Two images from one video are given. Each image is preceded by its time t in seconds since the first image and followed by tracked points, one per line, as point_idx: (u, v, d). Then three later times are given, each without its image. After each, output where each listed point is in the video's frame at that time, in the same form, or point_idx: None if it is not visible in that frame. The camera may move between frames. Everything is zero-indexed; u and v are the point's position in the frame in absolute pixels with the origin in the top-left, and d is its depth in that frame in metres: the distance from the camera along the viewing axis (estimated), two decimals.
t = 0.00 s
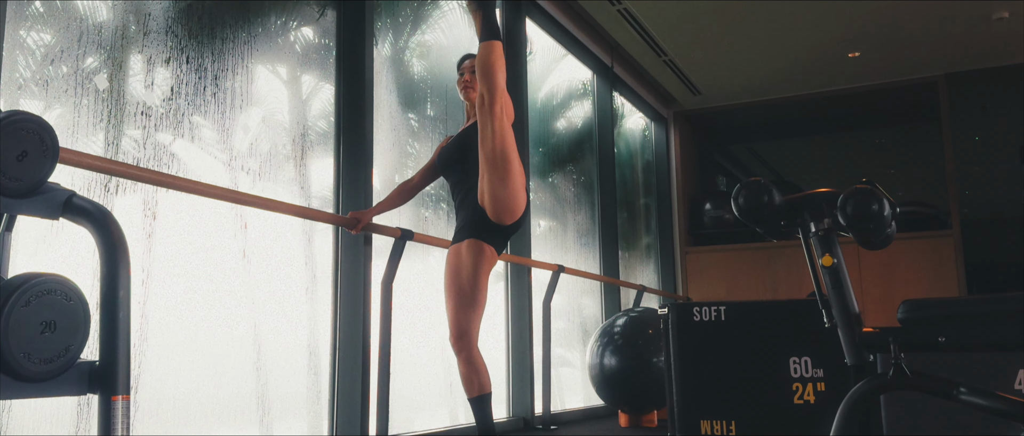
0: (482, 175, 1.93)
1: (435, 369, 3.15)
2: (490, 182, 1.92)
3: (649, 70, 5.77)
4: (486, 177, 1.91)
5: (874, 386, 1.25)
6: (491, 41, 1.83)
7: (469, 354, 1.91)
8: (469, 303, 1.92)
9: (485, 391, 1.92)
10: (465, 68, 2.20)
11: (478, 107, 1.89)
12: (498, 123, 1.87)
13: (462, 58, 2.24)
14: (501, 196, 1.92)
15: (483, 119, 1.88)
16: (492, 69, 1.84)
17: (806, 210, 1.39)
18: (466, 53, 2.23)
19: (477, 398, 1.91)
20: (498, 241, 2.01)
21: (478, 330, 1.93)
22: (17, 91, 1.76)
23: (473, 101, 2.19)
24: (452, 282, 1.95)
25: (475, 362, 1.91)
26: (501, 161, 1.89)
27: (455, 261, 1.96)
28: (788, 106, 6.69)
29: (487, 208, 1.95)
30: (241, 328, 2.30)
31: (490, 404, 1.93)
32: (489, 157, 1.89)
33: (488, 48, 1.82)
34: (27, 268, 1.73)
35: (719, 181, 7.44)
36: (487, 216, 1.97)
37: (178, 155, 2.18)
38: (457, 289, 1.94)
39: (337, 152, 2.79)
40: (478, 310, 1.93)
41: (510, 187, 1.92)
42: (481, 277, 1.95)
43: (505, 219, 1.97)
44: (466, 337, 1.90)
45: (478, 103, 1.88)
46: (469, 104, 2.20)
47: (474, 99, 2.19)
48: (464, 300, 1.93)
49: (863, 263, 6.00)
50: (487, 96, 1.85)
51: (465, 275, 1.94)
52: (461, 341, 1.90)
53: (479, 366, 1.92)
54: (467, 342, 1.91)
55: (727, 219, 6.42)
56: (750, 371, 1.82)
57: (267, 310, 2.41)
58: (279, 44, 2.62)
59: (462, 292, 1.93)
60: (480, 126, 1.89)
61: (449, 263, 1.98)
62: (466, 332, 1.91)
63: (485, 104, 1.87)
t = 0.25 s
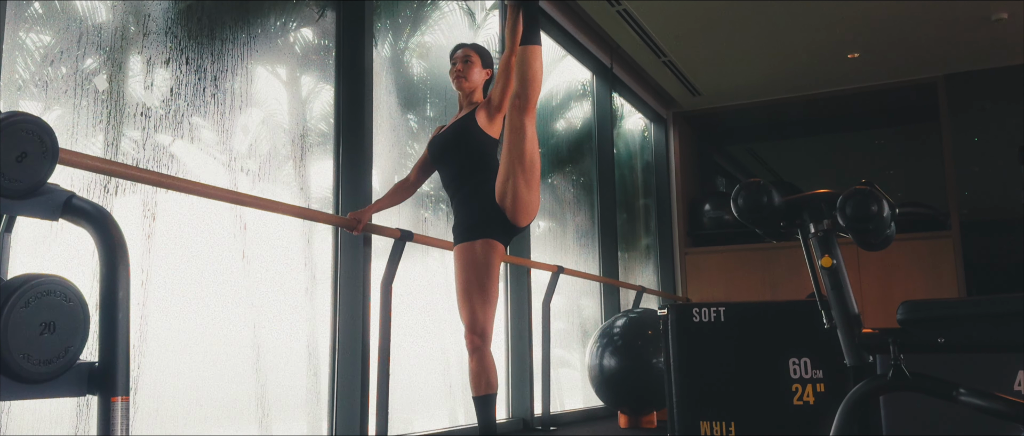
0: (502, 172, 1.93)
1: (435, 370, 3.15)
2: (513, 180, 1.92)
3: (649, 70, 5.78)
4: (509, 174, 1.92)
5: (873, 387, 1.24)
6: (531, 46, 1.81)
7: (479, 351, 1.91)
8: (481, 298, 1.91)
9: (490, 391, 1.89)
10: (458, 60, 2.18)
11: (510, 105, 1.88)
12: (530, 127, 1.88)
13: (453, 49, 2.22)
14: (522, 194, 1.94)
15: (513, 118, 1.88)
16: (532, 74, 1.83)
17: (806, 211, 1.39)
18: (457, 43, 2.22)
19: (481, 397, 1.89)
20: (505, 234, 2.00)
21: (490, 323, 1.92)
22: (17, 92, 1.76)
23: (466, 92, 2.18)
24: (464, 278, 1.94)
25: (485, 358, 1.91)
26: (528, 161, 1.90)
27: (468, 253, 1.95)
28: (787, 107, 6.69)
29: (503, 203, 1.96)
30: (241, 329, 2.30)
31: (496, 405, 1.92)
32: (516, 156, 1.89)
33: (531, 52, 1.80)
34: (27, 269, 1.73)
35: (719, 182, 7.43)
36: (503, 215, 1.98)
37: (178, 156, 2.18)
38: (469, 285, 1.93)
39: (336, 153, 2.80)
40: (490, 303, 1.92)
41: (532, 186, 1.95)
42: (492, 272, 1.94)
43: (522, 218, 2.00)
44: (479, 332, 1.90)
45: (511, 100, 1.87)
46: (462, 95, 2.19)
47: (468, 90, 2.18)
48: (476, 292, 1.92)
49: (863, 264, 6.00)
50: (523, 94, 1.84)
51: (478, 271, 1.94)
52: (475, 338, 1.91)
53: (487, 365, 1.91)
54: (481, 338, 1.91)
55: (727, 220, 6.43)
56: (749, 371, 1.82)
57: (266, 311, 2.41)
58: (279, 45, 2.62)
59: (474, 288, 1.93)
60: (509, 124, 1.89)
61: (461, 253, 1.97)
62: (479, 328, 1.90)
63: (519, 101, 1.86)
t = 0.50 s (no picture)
0: (513, 174, 1.96)
1: (435, 371, 3.15)
2: (524, 183, 1.96)
3: (649, 71, 5.78)
4: (521, 177, 1.95)
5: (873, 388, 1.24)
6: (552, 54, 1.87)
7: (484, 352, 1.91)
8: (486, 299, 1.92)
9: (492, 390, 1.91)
10: (452, 54, 2.17)
11: (528, 110, 1.92)
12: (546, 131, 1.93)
13: (446, 44, 2.21)
14: (531, 197, 1.98)
15: (530, 123, 1.92)
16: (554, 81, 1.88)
17: (806, 211, 1.39)
18: (450, 38, 2.21)
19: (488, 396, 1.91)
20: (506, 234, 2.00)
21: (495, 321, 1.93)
22: (17, 93, 1.76)
23: (461, 86, 2.18)
24: (468, 277, 1.94)
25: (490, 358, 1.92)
26: (540, 165, 1.95)
27: (473, 252, 1.95)
28: (787, 108, 6.70)
29: (510, 204, 1.98)
30: (241, 330, 2.30)
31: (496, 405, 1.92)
32: (531, 159, 1.94)
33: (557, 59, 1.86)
34: (26, 270, 1.73)
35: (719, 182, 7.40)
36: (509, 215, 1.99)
37: (178, 157, 2.18)
38: (475, 285, 1.93)
39: (336, 154, 2.80)
40: (496, 301, 1.93)
41: (540, 189, 1.99)
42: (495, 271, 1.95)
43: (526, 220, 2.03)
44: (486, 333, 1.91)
45: (529, 106, 1.91)
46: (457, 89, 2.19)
47: (462, 84, 2.18)
48: (483, 289, 1.92)
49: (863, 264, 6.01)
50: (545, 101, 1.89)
51: (482, 271, 1.94)
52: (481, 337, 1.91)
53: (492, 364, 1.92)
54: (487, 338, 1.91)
55: (727, 221, 6.43)
56: (749, 372, 1.81)
57: (266, 312, 2.41)
58: (278, 46, 2.62)
59: (479, 287, 1.93)
60: (526, 129, 1.93)
61: (462, 257, 1.97)
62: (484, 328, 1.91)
63: (538, 107, 1.91)
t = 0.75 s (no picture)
0: (513, 177, 1.95)
1: (435, 372, 3.15)
2: (522, 186, 1.95)
3: (648, 72, 5.78)
4: (521, 180, 1.94)
5: (873, 388, 1.24)
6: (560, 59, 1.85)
7: (480, 352, 1.91)
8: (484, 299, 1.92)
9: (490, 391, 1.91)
10: (451, 52, 2.17)
11: (532, 115, 1.90)
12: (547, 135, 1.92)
13: (446, 41, 2.21)
14: (529, 200, 1.97)
15: (533, 128, 1.91)
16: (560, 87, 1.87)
17: (805, 213, 1.39)
18: (450, 35, 2.21)
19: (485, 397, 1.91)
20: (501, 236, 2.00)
21: (492, 321, 1.93)
22: (16, 94, 1.76)
23: (461, 84, 2.18)
24: (464, 276, 1.95)
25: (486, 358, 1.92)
26: (540, 169, 1.95)
27: (468, 254, 1.95)
28: (787, 109, 6.70)
29: (508, 207, 1.98)
30: (241, 331, 2.30)
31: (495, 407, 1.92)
32: (531, 164, 1.93)
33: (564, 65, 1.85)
34: (26, 271, 1.73)
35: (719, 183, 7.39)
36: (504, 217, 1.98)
37: (178, 158, 2.18)
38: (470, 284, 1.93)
39: (336, 155, 2.80)
40: (492, 300, 1.93)
41: (538, 193, 1.99)
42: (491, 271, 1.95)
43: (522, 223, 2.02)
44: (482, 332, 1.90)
45: (533, 111, 1.90)
46: (457, 88, 2.19)
47: (463, 83, 2.18)
48: (480, 290, 1.92)
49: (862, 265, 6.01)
50: (549, 107, 1.88)
51: (477, 270, 1.94)
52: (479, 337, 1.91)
53: (489, 364, 1.92)
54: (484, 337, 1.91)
55: (727, 222, 6.43)
56: (749, 374, 1.81)
57: (265, 313, 2.41)
58: (278, 47, 2.63)
59: (476, 288, 1.93)
60: (528, 133, 1.91)
61: (457, 259, 1.97)
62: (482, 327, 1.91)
63: (542, 113, 1.90)
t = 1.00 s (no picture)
0: (510, 178, 1.94)
1: (435, 372, 3.15)
2: (518, 187, 1.94)
3: (648, 73, 5.78)
4: (517, 181, 1.93)
5: (873, 389, 1.24)
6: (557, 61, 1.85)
7: (479, 353, 1.91)
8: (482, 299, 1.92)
9: (490, 392, 1.91)
10: (453, 52, 2.17)
11: (529, 116, 1.90)
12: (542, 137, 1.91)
13: (448, 41, 2.22)
14: (526, 201, 1.96)
15: (530, 129, 1.90)
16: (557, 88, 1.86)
17: (805, 213, 1.39)
18: (451, 35, 2.22)
19: (483, 398, 1.91)
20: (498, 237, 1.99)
21: (490, 322, 1.93)
22: (16, 94, 1.76)
23: (463, 85, 2.18)
24: (462, 277, 1.94)
25: (485, 359, 1.92)
26: (537, 171, 1.94)
27: (466, 255, 1.95)
28: (786, 110, 6.70)
29: (505, 208, 1.97)
30: (240, 332, 2.30)
31: (495, 407, 1.92)
32: (528, 165, 1.92)
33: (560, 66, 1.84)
34: (27, 271, 1.73)
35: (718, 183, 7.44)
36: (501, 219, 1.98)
37: (178, 159, 2.19)
38: (468, 285, 1.93)
39: (336, 155, 2.80)
40: (490, 302, 1.93)
41: (535, 194, 1.98)
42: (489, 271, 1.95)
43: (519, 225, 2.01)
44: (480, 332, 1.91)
45: (530, 112, 1.90)
46: (458, 88, 2.19)
47: (465, 83, 2.18)
48: (479, 291, 1.92)
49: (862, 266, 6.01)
50: (545, 108, 1.87)
51: (475, 271, 1.94)
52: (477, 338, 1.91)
53: (488, 365, 1.92)
54: (482, 339, 1.91)
55: (727, 223, 6.43)
56: (749, 374, 1.81)
57: (265, 314, 2.41)
58: (278, 48, 2.63)
59: (474, 288, 1.93)
60: (525, 134, 1.91)
61: (455, 258, 1.97)
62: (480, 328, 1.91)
63: (538, 114, 1.89)
